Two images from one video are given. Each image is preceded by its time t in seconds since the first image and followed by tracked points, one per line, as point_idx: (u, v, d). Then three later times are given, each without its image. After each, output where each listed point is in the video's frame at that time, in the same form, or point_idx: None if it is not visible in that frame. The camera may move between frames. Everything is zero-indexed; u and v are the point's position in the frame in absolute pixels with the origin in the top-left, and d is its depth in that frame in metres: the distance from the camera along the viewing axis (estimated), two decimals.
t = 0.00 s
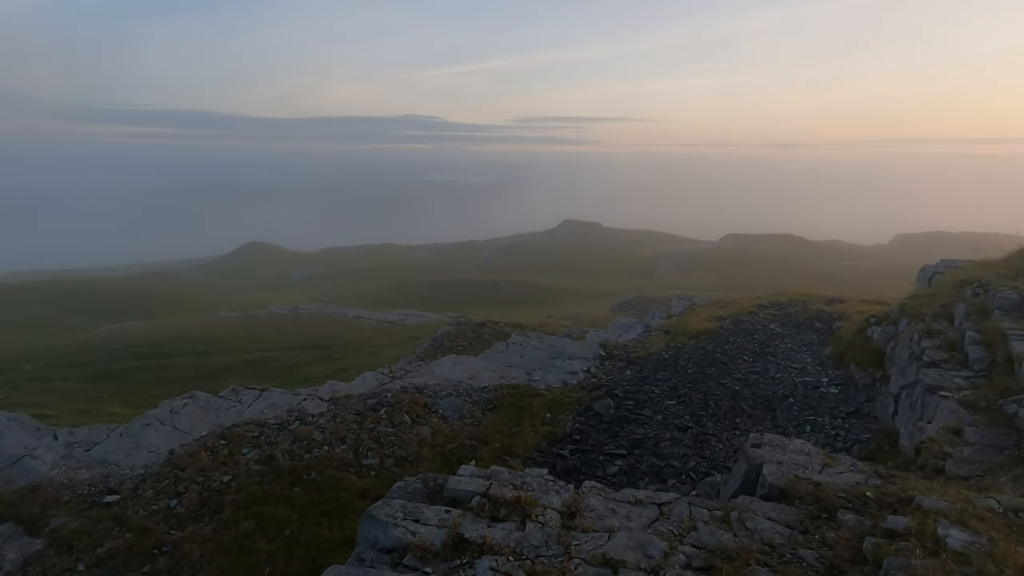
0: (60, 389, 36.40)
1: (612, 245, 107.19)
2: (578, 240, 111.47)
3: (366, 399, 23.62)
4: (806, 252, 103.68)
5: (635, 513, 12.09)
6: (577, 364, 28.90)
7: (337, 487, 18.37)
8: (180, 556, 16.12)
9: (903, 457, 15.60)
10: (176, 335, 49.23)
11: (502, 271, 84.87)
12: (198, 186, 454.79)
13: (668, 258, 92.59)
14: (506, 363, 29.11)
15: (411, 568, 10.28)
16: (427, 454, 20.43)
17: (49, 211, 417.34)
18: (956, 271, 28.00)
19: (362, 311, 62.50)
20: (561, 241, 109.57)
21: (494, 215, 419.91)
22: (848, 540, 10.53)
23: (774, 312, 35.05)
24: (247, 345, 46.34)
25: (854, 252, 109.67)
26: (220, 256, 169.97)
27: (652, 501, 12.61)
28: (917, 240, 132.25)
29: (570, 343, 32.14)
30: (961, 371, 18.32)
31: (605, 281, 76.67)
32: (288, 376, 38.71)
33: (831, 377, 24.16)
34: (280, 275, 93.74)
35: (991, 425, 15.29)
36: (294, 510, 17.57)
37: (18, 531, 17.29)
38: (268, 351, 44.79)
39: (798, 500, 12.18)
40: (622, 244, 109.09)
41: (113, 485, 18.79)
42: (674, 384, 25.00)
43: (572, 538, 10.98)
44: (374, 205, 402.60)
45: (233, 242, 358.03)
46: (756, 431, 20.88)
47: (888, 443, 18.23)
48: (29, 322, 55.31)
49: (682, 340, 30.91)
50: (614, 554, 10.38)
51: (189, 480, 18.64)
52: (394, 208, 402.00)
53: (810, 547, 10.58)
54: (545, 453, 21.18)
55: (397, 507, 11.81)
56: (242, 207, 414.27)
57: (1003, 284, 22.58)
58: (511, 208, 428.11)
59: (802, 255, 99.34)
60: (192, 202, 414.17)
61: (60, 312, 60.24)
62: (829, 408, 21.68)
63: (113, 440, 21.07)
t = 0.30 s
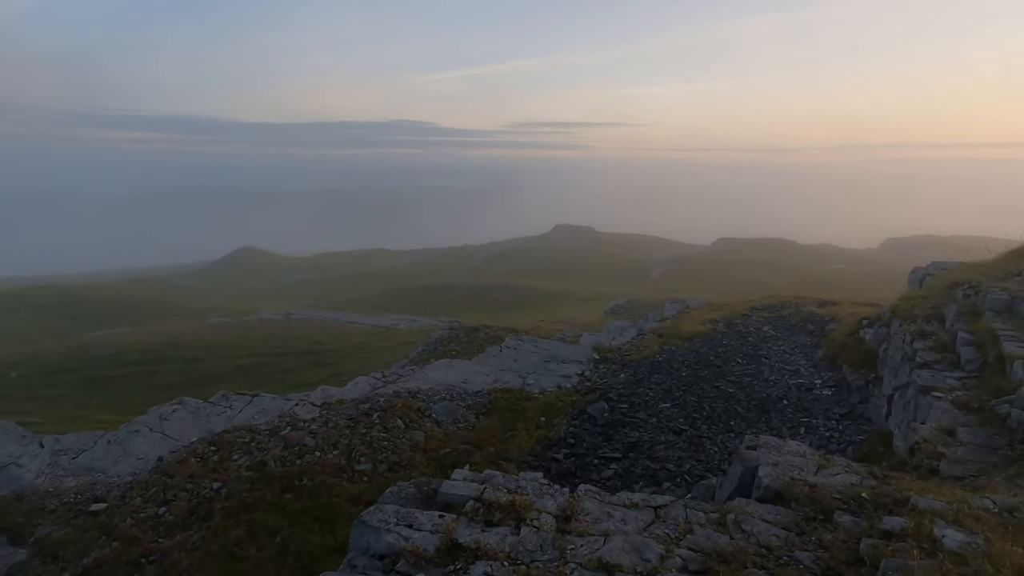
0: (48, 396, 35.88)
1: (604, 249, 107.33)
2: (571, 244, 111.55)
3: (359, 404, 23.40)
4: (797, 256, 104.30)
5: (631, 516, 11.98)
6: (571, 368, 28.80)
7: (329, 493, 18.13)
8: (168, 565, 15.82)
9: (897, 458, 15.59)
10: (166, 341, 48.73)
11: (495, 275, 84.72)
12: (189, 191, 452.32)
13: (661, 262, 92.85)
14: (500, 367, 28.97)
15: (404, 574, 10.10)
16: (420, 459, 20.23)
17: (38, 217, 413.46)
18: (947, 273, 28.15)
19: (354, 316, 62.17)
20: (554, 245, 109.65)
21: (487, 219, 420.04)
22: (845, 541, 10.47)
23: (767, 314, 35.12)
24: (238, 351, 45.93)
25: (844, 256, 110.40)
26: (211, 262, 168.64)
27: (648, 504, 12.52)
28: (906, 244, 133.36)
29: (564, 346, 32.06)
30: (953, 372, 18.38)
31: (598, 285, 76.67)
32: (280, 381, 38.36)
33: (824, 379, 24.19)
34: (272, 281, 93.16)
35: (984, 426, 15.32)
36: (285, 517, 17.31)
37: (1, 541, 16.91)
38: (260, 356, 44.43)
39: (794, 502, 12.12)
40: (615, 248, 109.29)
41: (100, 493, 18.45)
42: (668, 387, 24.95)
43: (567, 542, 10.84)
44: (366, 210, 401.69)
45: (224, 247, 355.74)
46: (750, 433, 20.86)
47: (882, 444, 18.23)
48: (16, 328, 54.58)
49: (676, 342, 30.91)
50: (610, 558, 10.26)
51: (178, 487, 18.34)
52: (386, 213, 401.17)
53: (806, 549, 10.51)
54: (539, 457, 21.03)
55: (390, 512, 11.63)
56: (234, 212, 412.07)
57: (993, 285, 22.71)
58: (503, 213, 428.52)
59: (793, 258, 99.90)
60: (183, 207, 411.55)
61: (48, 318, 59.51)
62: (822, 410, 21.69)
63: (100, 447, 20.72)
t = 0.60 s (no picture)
0: (44, 403, 35.72)
1: (603, 255, 107.44)
2: (569, 250, 111.76)
3: (357, 411, 23.33)
4: (795, 262, 104.56)
5: (631, 525, 11.93)
6: (570, 374, 28.74)
7: (327, 501, 18.03)
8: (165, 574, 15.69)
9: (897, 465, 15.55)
10: (164, 347, 48.60)
11: (494, 281, 84.78)
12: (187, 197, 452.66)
13: (659, 267, 92.99)
14: (499, 373, 28.92)
15: None
16: (419, 467, 20.15)
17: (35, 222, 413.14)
18: (944, 279, 28.23)
19: (353, 322, 62.09)
20: (552, 251, 109.79)
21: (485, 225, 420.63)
22: (845, 550, 10.44)
23: (766, 320, 35.16)
24: (236, 357, 45.81)
25: (841, 261, 110.73)
26: (209, 268, 168.51)
27: (648, 512, 12.47)
28: (903, 249, 133.73)
29: (563, 352, 32.03)
30: (952, 378, 18.40)
31: (597, 291, 76.72)
32: (278, 388, 38.24)
33: (823, 386, 24.17)
34: (270, 287, 93.07)
35: (984, 433, 15.32)
36: (283, 526, 17.22)
37: None
38: (257, 363, 44.34)
39: (794, 510, 12.08)
40: (613, 254, 109.47)
41: (97, 501, 18.32)
42: (667, 394, 24.91)
43: (567, 551, 10.78)
44: (365, 216, 401.94)
45: (222, 253, 355.43)
46: (750, 439, 20.83)
47: (881, 451, 18.22)
48: (12, 335, 54.42)
49: (675, 349, 30.89)
50: (610, 568, 10.20)
51: (175, 495, 18.23)
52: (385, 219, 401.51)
53: (807, 557, 10.47)
54: (538, 464, 20.96)
55: (389, 522, 11.56)
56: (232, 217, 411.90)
57: (991, 291, 22.77)
58: (502, 219, 429.11)
59: (790, 264, 100.03)
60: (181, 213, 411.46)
61: (45, 325, 59.31)
62: (821, 416, 21.67)
63: (97, 455, 20.61)
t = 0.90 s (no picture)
0: (56, 409, 36.05)
1: (611, 262, 107.15)
2: (576, 257, 111.63)
3: (367, 419, 23.38)
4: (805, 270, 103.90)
5: (645, 537, 11.84)
6: (580, 383, 28.66)
7: (338, 510, 18.04)
8: None
9: (914, 479, 15.34)
10: (174, 353, 48.97)
11: (501, 288, 84.87)
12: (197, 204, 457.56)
13: (667, 275, 92.62)
14: (508, 381, 28.86)
15: None
16: (429, 476, 20.12)
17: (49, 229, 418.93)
18: (960, 289, 27.92)
19: (361, 329, 62.33)
20: (559, 258, 109.70)
21: (493, 232, 421.73)
22: (864, 566, 10.30)
23: (777, 329, 34.91)
24: (245, 364, 46.00)
25: (852, 269, 109.92)
26: (218, 275, 169.61)
27: (662, 525, 12.37)
28: (914, 258, 132.43)
29: (572, 361, 31.96)
30: (969, 390, 18.15)
31: (604, 298, 76.60)
32: (287, 395, 38.41)
33: (837, 396, 23.93)
34: (278, 294, 93.63)
35: (1003, 446, 15.10)
36: (294, 534, 17.23)
37: (11, 557, 16.85)
38: (267, 369, 44.54)
39: (810, 524, 11.94)
40: (620, 261, 109.19)
41: (110, 508, 18.40)
42: (678, 404, 24.74)
43: (581, 564, 10.71)
44: (373, 223, 404.29)
45: (232, 260, 358.51)
46: (763, 450, 20.63)
47: (897, 463, 17.98)
48: (25, 341, 54.96)
49: (685, 358, 30.69)
50: None
51: (188, 503, 18.31)
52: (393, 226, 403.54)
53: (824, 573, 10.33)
54: (549, 474, 20.85)
55: (402, 532, 11.55)
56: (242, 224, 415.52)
57: (1008, 302, 22.49)
58: (509, 226, 430.20)
59: (800, 272, 99.41)
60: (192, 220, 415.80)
61: (57, 331, 59.98)
62: (835, 428, 21.44)
63: (110, 461, 20.74)
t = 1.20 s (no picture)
0: (83, 410, 36.79)
1: (629, 269, 106.42)
2: (593, 264, 111.23)
3: (387, 424, 23.48)
4: (828, 276, 102.23)
5: (670, 550, 11.64)
6: (600, 391, 28.42)
7: (358, 515, 18.09)
8: None
9: (949, 495, 14.87)
10: (196, 356, 49.77)
11: (518, 294, 84.86)
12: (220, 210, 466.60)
13: (686, 282, 91.76)
14: (527, 389, 28.75)
15: None
16: (448, 482, 20.10)
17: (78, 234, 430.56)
18: (993, 298, 27.13)
19: (380, 334, 62.76)
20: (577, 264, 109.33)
21: (510, 238, 422.56)
22: None
23: (801, 338, 34.29)
24: (265, 367, 46.48)
25: (876, 276, 107.81)
26: (239, 279, 172.17)
27: (687, 537, 12.14)
28: (941, 265, 129.31)
29: (591, 368, 31.72)
30: (1005, 403, 17.58)
31: (622, 305, 76.16)
32: (307, 398, 38.73)
33: (864, 408, 23.37)
34: (298, 298, 94.79)
35: None
36: (315, 538, 17.30)
37: (41, 555, 17.11)
38: (286, 373, 44.93)
39: (841, 539, 11.61)
40: (639, 267, 108.33)
41: (136, 509, 18.66)
42: (700, 413, 24.39)
43: None
44: (391, 229, 408.02)
45: (253, 265, 364.44)
46: (788, 462, 20.23)
47: (929, 477, 17.48)
48: (54, 343, 56.26)
49: (707, 366, 30.26)
50: None
51: (211, 505, 18.51)
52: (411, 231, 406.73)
53: None
54: (569, 482, 20.67)
55: (425, 540, 11.53)
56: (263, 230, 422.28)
57: None
58: (526, 232, 430.83)
59: (822, 279, 97.86)
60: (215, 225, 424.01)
61: (84, 333, 61.38)
62: (863, 440, 20.92)
63: (136, 463, 21.05)
